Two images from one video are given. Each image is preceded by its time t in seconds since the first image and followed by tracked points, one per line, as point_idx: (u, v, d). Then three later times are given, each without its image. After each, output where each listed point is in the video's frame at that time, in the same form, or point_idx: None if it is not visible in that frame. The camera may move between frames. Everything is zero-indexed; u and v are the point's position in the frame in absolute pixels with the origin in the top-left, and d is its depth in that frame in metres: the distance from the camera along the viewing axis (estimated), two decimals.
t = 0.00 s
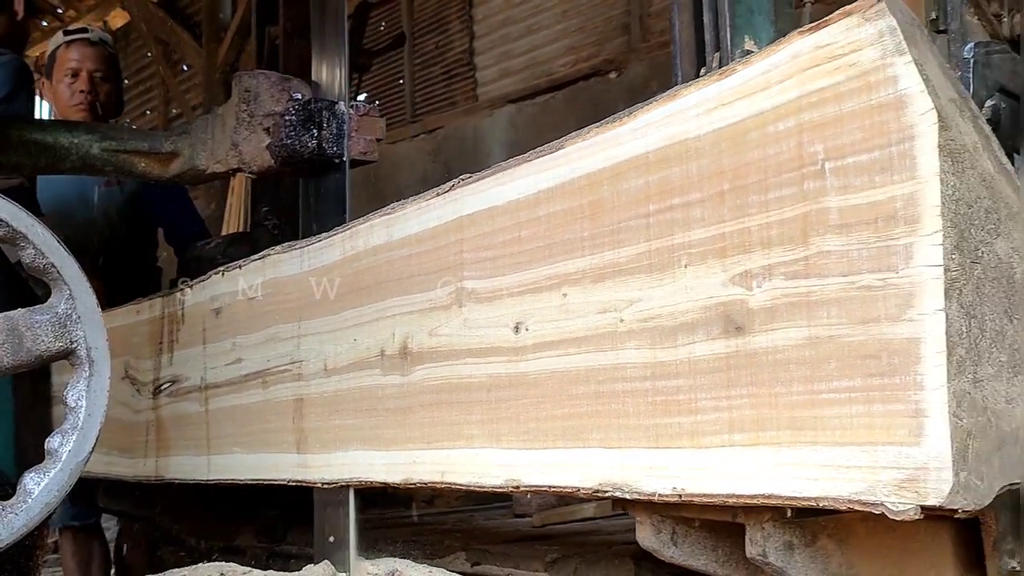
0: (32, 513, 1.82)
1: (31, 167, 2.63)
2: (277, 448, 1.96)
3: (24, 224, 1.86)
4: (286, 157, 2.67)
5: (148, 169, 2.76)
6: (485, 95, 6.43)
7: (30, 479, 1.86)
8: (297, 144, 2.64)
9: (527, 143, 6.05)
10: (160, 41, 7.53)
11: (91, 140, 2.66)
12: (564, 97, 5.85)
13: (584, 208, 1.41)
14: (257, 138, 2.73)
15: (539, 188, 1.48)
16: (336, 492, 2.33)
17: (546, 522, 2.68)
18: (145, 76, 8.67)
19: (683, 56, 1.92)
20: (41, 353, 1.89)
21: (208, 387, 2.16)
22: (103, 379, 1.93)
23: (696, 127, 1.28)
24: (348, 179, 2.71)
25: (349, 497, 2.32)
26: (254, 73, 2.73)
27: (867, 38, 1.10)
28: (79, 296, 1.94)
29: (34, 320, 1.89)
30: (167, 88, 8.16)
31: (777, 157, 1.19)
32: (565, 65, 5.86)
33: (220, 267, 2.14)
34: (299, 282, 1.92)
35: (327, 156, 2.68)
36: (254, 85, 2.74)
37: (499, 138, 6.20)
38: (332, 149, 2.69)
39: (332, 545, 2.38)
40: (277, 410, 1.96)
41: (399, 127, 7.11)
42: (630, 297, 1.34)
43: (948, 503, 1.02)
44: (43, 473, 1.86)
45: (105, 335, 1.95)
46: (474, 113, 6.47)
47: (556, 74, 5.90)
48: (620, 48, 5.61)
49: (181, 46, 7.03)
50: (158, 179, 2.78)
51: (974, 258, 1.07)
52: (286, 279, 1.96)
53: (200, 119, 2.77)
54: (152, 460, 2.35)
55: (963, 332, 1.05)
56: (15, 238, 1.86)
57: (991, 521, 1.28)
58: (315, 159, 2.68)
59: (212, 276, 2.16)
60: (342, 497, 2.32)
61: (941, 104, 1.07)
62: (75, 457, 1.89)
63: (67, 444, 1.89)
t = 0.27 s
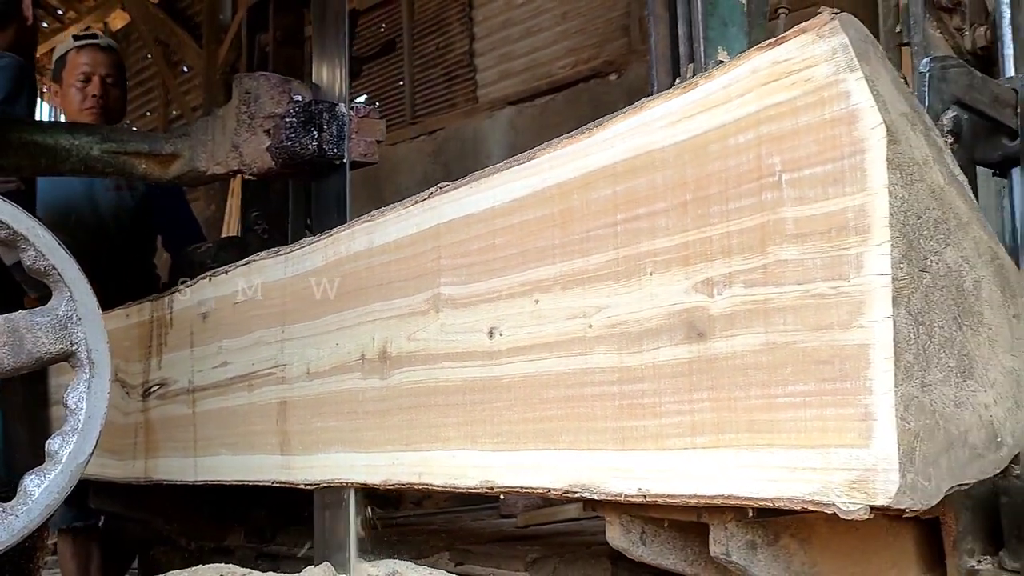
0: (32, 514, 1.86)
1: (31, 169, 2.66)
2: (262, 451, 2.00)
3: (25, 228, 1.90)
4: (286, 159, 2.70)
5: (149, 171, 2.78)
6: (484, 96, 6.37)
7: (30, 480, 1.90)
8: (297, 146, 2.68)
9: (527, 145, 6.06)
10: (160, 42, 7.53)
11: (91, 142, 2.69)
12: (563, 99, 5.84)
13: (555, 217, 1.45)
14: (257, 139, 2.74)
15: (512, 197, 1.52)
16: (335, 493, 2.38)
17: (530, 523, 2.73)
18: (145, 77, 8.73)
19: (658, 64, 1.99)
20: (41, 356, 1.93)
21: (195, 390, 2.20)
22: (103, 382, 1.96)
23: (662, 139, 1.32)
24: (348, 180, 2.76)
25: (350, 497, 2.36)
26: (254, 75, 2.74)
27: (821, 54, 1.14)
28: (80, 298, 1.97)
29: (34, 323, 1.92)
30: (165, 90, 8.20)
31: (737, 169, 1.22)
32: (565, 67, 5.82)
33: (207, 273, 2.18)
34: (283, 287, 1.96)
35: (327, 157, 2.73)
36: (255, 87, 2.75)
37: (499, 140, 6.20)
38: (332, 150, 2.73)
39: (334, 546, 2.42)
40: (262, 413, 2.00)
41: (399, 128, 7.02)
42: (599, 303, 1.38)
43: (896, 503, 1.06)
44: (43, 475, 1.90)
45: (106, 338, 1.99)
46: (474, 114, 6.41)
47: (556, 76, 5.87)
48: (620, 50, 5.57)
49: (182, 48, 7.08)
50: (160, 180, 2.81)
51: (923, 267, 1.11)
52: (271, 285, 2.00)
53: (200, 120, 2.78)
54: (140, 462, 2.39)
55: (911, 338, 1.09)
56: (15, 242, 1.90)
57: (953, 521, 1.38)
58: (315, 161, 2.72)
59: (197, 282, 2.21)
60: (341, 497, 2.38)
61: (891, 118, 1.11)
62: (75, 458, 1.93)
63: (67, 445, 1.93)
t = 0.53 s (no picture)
0: (33, 516, 1.89)
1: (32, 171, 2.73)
2: (247, 452, 2.04)
3: (27, 232, 1.94)
4: (287, 161, 2.71)
5: (149, 173, 2.83)
6: (484, 98, 6.36)
7: (30, 481, 1.92)
8: (298, 148, 2.70)
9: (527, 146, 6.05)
10: (161, 43, 7.57)
11: (92, 143, 2.75)
12: (564, 102, 5.83)
13: (528, 225, 1.49)
14: (257, 141, 2.75)
15: (488, 205, 1.56)
16: (335, 496, 2.40)
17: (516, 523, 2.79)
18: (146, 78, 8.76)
19: (637, 75, 2.04)
20: (41, 358, 1.95)
21: (183, 393, 2.24)
22: (103, 384, 2.00)
23: (630, 150, 1.36)
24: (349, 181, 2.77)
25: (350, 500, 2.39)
26: (255, 77, 2.74)
27: (780, 70, 1.18)
28: (80, 301, 2.01)
29: (35, 325, 1.95)
30: (166, 92, 8.23)
31: (701, 180, 1.26)
32: (565, 68, 5.79)
33: (194, 278, 2.22)
34: (267, 292, 2.00)
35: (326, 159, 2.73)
36: (256, 88, 2.75)
37: (501, 141, 6.22)
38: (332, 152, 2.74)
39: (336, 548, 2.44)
40: (248, 415, 2.04)
41: (399, 129, 7.04)
42: (570, 309, 1.42)
43: (848, 503, 1.10)
44: (43, 477, 1.94)
45: (106, 340, 2.03)
46: (474, 116, 6.41)
47: (557, 78, 5.84)
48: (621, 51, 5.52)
49: (182, 49, 7.12)
50: (160, 182, 2.85)
51: (877, 275, 1.15)
52: (256, 290, 2.03)
53: (201, 122, 2.81)
54: (130, 463, 2.43)
55: (864, 344, 1.13)
56: (17, 245, 1.93)
57: (915, 521, 1.43)
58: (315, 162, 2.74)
59: (185, 287, 2.25)
60: (342, 500, 2.40)
61: (846, 132, 1.15)
62: (75, 460, 1.97)
63: (67, 447, 1.97)
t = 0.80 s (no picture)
0: (33, 517, 1.92)
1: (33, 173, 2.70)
2: (233, 454, 2.07)
3: (27, 234, 1.95)
4: (287, 162, 2.75)
5: (148, 174, 2.82)
6: (484, 99, 6.39)
7: (30, 482, 1.95)
8: (298, 149, 2.74)
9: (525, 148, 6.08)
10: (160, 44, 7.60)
11: (91, 145, 2.74)
12: (563, 103, 5.85)
13: (504, 232, 1.52)
14: (257, 143, 2.79)
15: (465, 212, 1.59)
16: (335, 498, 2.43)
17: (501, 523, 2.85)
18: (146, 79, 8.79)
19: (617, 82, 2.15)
20: (41, 360, 1.97)
21: (172, 395, 2.27)
22: (102, 386, 2.02)
23: (601, 159, 1.39)
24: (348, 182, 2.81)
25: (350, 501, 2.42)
26: (254, 79, 2.78)
27: (742, 82, 1.22)
28: (80, 303, 2.02)
29: (34, 327, 1.97)
30: (165, 93, 8.27)
31: (667, 189, 1.30)
32: (564, 70, 5.82)
33: (182, 282, 2.26)
34: (253, 296, 2.04)
35: (326, 160, 2.77)
36: (255, 90, 2.79)
37: (499, 142, 6.24)
38: (332, 152, 2.78)
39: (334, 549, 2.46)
40: (234, 418, 2.08)
41: (398, 130, 7.07)
42: (543, 314, 1.46)
43: (805, 502, 1.13)
44: (43, 478, 1.96)
45: (105, 342, 2.04)
46: (474, 117, 6.43)
47: (556, 80, 5.88)
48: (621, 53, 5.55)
49: (181, 51, 7.16)
50: (161, 183, 2.84)
51: (835, 282, 1.18)
52: (242, 294, 2.07)
53: (200, 123, 2.82)
54: (120, 465, 2.47)
55: (822, 349, 1.16)
56: (16, 247, 1.94)
57: (880, 521, 1.45)
58: (315, 164, 2.77)
59: (173, 291, 2.28)
60: (342, 502, 2.43)
61: (805, 143, 1.18)
62: (74, 461, 1.99)
63: (67, 449, 1.99)
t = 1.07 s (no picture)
0: (32, 520, 1.79)
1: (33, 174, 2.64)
2: (221, 455, 2.11)
3: (24, 231, 1.83)
4: (286, 164, 2.66)
5: (148, 175, 2.76)
6: (485, 100, 6.36)
7: (30, 484, 1.82)
8: (298, 150, 2.65)
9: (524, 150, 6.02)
10: (160, 46, 7.62)
11: (90, 146, 2.67)
12: (564, 103, 5.78)
13: (481, 238, 1.56)
14: (257, 144, 2.68)
15: (445, 218, 1.63)
16: (335, 497, 2.44)
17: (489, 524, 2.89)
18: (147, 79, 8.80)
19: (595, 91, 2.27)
20: (40, 361, 1.86)
21: (162, 397, 2.31)
22: (103, 387, 1.89)
23: (574, 167, 1.43)
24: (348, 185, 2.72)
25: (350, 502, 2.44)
26: (254, 79, 2.67)
27: (708, 94, 1.25)
28: (81, 303, 1.89)
29: (33, 327, 1.86)
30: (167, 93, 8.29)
31: (636, 198, 1.33)
32: (565, 71, 5.74)
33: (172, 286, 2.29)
34: (240, 300, 2.07)
35: (326, 161, 2.69)
36: (255, 90, 2.69)
37: (497, 143, 6.20)
38: (332, 154, 2.70)
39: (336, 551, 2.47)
40: (221, 420, 2.11)
41: (398, 131, 7.08)
42: (518, 319, 1.49)
43: (767, 502, 1.16)
44: (43, 480, 1.82)
45: (106, 342, 1.91)
46: (474, 118, 6.40)
47: (557, 80, 5.80)
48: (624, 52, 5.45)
49: (181, 53, 7.19)
50: (161, 185, 2.78)
51: (797, 289, 1.22)
52: (230, 298, 2.10)
53: (199, 124, 2.75)
54: (111, 465, 2.50)
55: (784, 354, 1.19)
56: (14, 245, 1.82)
57: (850, 521, 1.49)
58: (314, 165, 2.69)
59: (163, 294, 2.32)
60: (341, 501, 2.44)
61: (768, 154, 1.22)
62: (75, 463, 1.85)
63: (67, 450, 1.85)
